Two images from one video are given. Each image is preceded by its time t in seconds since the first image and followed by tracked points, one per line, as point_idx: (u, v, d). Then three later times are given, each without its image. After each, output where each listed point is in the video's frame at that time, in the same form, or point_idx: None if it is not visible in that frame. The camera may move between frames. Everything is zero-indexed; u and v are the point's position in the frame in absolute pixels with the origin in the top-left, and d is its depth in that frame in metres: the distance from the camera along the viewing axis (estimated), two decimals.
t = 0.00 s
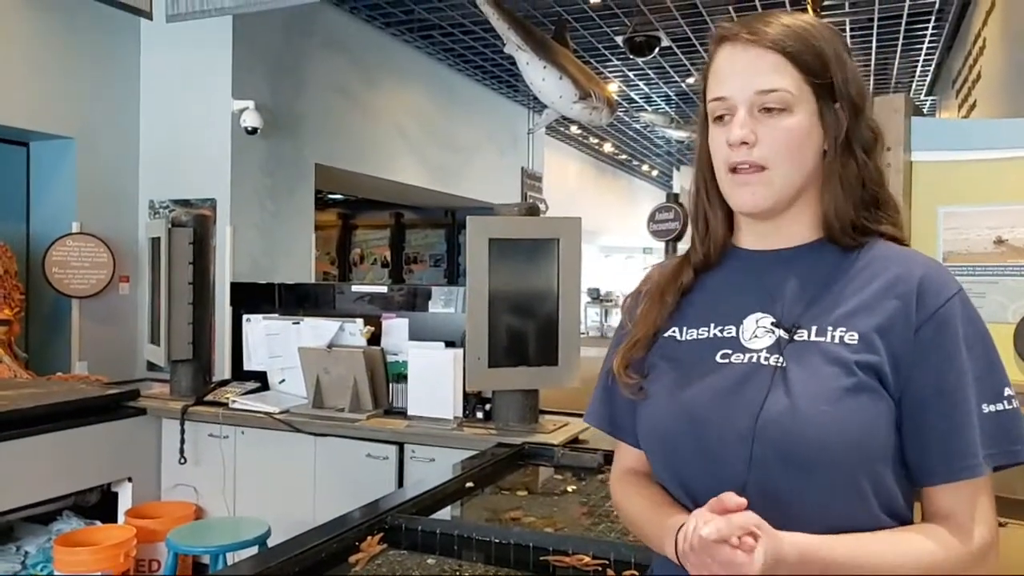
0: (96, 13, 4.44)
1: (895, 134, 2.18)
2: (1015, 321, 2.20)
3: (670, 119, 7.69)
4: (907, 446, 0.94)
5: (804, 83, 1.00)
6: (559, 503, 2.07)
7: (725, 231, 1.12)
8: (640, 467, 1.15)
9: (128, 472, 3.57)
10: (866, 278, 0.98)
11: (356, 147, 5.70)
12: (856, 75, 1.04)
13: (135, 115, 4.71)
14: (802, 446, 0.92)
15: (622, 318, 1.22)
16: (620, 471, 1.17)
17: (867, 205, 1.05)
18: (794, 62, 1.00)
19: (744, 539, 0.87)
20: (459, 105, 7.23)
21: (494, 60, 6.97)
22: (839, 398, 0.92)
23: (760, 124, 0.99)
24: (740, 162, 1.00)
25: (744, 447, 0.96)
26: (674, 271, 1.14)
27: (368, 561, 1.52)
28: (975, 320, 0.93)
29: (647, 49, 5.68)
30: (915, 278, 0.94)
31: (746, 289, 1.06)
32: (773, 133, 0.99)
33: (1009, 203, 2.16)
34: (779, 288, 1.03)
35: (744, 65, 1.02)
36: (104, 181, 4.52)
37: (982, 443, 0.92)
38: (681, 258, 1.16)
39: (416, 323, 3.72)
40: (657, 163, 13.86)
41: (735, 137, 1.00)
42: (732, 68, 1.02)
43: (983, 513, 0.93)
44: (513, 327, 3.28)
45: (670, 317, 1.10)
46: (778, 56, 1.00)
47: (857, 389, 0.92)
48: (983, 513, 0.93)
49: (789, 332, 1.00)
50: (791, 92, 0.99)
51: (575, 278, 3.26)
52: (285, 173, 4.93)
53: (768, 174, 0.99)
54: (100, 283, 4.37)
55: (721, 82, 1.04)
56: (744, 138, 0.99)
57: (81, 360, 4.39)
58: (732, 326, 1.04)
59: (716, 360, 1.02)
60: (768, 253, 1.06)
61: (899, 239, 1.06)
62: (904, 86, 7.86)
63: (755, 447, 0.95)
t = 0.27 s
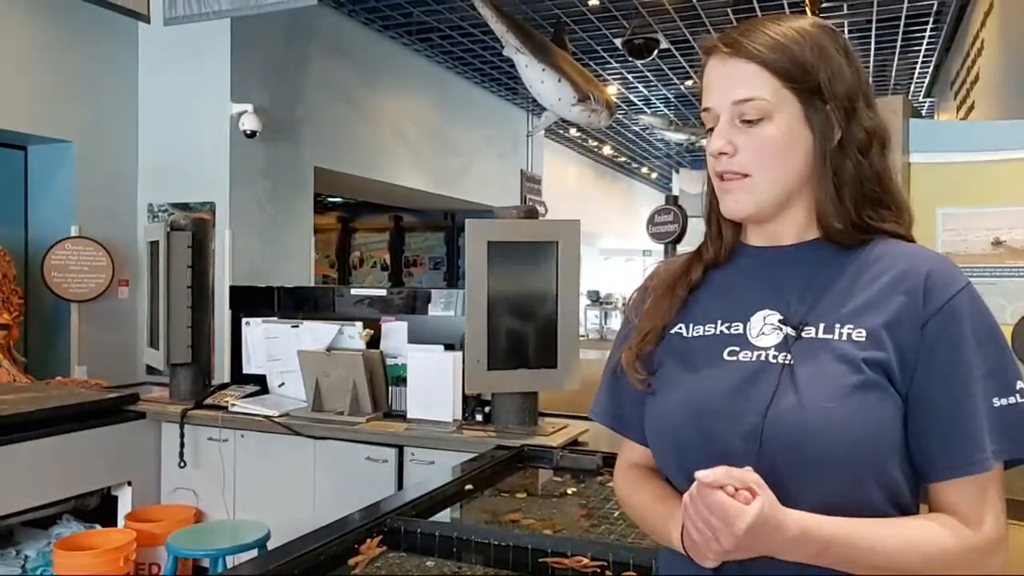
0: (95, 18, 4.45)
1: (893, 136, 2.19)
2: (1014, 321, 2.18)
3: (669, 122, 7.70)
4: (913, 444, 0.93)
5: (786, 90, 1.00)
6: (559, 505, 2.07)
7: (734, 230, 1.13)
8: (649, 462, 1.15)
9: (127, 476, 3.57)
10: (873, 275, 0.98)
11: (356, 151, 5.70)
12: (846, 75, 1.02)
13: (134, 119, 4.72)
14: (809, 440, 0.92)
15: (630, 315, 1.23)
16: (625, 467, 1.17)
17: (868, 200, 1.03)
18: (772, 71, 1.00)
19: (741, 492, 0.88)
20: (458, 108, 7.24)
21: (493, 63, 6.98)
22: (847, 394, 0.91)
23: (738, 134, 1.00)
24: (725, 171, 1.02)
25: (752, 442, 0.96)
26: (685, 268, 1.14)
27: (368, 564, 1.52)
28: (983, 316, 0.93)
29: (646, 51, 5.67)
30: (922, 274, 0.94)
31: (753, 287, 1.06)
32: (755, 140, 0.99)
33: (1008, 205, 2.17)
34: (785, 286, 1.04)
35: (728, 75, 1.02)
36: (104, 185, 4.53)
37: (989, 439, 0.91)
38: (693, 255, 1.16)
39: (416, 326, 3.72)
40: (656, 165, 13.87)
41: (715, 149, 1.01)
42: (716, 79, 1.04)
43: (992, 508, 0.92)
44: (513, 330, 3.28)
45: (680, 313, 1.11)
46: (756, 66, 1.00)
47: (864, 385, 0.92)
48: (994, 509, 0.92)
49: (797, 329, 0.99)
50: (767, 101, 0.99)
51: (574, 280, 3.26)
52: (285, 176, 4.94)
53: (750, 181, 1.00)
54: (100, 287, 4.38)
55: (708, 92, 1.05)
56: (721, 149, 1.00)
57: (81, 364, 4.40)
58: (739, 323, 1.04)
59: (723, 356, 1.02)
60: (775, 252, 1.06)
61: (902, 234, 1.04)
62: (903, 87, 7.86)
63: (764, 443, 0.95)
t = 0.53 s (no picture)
0: (92, 18, 4.45)
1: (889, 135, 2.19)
2: (1010, 318, 2.20)
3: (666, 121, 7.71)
4: (919, 445, 0.91)
5: (775, 91, 0.96)
6: (556, 504, 2.07)
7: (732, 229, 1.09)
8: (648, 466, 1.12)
9: (124, 475, 3.57)
10: (873, 274, 0.95)
11: (353, 150, 5.71)
12: (833, 77, 0.98)
13: (131, 118, 4.72)
14: (814, 441, 0.89)
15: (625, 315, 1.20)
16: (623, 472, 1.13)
17: (862, 199, 0.99)
18: (759, 73, 0.96)
19: (777, 529, 0.82)
20: (456, 107, 7.25)
21: (490, 63, 6.99)
22: (854, 394, 0.88)
23: (728, 136, 0.97)
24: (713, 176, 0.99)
25: (756, 444, 0.92)
26: (684, 267, 1.11)
27: (364, 563, 1.51)
28: (984, 316, 0.91)
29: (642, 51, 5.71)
30: (925, 273, 0.92)
31: (753, 288, 1.03)
32: (745, 143, 0.96)
33: (1003, 204, 2.18)
34: (786, 286, 1.01)
35: (716, 75, 0.99)
36: (101, 184, 4.52)
37: (993, 439, 0.88)
38: (691, 254, 1.12)
39: (413, 325, 3.72)
40: (654, 165, 13.91)
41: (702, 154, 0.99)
42: (704, 81, 1.00)
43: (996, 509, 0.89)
44: (510, 329, 3.29)
45: (678, 314, 1.07)
46: (742, 70, 0.97)
47: (870, 384, 0.88)
48: (997, 510, 0.89)
49: (799, 329, 0.96)
50: (756, 104, 0.96)
51: (571, 279, 3.26)
52: (282, 175, 4.93)
53: (736, 190, 0.98)
54: (96, 287, 4.37)
55: (697, 93, 1.02)
56: (710, 154, 0.98)
57: (77, 364, 4.39)
58: (740, 324, 1.01)
59: (724, 358, 0.99)
60: (774, 251, 1.03)
61: (898, 234, 1.01)
62: (899, 86, 7.89)
63: (768, 446, 0.91)
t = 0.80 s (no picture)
0: (90, 18, 4.45)
1: (886, 134, 2.19)
2: (1007, 318, 2.20)
3: (664, 120, 7.71)
4: (920, 445, 0.90)
5: (777, 87, 0.95)
6: (555, 503, 2.07)
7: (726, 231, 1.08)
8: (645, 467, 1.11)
9: (122, 475, 3.56)
10: (871, 274, 0.94)
11: (351, 150, 5.70)
12: (832, 70, 0.98)
13: (129, 118, 4.71)
14: (816, 443, 0.87)
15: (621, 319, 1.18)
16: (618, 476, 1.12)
17: (858, 199, 0.99)
18: (760, 69, 0.95)
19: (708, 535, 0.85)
20: (455, 107, 7.25)
21: (488, 62, 6.98)
22: (855, 395, 0.87)
23: (731, 131, 0.95)
24: (716, 174, 0.98)
25: (757, 447, 0.91)
26: (676, 269, 1.10)
27: (362, 563, 1.51)
28: (981, 316, 0.90)
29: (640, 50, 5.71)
30: (924, 274, 0.91)
31: (752, 289, 1.02)
32: (747, 139, 0.94)
33: (1001, 203, 2.18)
34: (784, 288, 1.00)
35: (715, 72, 0.98)
36: (100, 184, 4.53)
37: (992, 439, 0.88)
38: (685, 256, 1.11)
39: (411, 325, 3.72)
40: (652, 164, 13.92)
41: (702, 151, 0.97)
42: (704, 78, 0.99)
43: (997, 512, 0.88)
44: (508, 329, 3.29)
45: (673, 316, 1.06)
46: (744, 65, 0.95)
47: (871, 386, 0.87)
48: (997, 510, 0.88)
49: (798, 331, 0.96)
50: (758, 100, 0.95)
51: (569, 279, 3.26)
52: (280, 175, 4.93)
53: (739, 185, 0.96)
54: (95, 286, 4.37)
55: (696, 92, 1.00)
56: (711, 151, 0.96)
57: (76, 364, 4.39)
58: (738, 326, 1.00)
59: (722, 360, 0.98)
60: (770, 252, 1.02)
61: (892, 233, 1.01)
62: (897, 86, 7.90)
63: (769, 447, 0.90)
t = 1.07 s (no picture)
0: (87, 18, 4.44)
1: (883, 133, 2.20)
2: (1004, 317, 2.21)
3: (662, 119, 7.71)
4: (924, 446, 0.90)
5: (784, 83, 0.95)
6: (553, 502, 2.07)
7: (719, 232, 1.06)
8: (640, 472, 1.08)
9: (119, 477, 3.56)
10: (870, 277, 0.94)
11: (349, 150, 5.70)
12: (830, 66, 0.98)
13: (126, 118, 4.71)
14: (823, 448, 0.85)
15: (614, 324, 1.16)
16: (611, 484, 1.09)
17: (856, 199, 0.99)
18: (766, 66, 0.95)
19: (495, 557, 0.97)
20: (452, 107, 7.25)
21: (486, 62, 6.98)
22: (862, 398, 0.87)
23: (739, 130, 0.94)
24: (726, 170, 0.96)
25: (762, 454, 0.88)
26: (669, 270, 1.07)
27: (361, 564, 1.51)
28: (978, 316, 0.91)
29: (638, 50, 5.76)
30: (925, 277, 0.91)
31: (751, 290, 0.99)
32: (755, 137, 0.94)
33: (997, 202, 2.18)
34: (783, 290, 0.98)
35: (716, 71, 0.97)
36: (98, 185, 4.53)
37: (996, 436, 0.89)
38: (675, 258, 1.09)
39: (409, 325, 3.72)
40: (650, 164, 13.93)
41: (713, 149, 0.96)
42: (707, 76, 0.97)
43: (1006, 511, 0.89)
44: (506, 329, 3.28)
45: (669, 319, 1.03)
46: (750, 61, 0.95)
47: (877, 389, 0.87)
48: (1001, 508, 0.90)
49: (800, 334, 0.94)
50: (766, 97, 0.94)
51: (567, 279, 3.26)
52: (277, 176, 4.92)
53: (749, 179, 0.95)
54: (92, 287, 4.36)
55: (698, 90, 0.99)
56: (720, 150, 0.95)
57: (73, 365, 4.38)
58: (737, 330, 0.97)
59: (723, 364, 0.95)
60: (769, 253, 1.00)
61: (887, 232, 1.01)
62: (894, 85, 7.91)
63: (775, 452, 0.88)
